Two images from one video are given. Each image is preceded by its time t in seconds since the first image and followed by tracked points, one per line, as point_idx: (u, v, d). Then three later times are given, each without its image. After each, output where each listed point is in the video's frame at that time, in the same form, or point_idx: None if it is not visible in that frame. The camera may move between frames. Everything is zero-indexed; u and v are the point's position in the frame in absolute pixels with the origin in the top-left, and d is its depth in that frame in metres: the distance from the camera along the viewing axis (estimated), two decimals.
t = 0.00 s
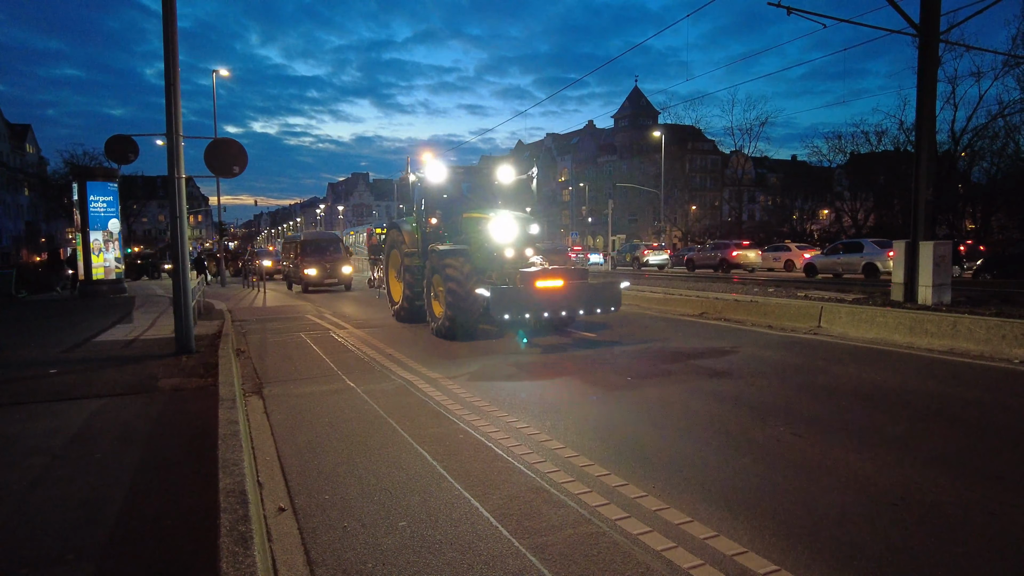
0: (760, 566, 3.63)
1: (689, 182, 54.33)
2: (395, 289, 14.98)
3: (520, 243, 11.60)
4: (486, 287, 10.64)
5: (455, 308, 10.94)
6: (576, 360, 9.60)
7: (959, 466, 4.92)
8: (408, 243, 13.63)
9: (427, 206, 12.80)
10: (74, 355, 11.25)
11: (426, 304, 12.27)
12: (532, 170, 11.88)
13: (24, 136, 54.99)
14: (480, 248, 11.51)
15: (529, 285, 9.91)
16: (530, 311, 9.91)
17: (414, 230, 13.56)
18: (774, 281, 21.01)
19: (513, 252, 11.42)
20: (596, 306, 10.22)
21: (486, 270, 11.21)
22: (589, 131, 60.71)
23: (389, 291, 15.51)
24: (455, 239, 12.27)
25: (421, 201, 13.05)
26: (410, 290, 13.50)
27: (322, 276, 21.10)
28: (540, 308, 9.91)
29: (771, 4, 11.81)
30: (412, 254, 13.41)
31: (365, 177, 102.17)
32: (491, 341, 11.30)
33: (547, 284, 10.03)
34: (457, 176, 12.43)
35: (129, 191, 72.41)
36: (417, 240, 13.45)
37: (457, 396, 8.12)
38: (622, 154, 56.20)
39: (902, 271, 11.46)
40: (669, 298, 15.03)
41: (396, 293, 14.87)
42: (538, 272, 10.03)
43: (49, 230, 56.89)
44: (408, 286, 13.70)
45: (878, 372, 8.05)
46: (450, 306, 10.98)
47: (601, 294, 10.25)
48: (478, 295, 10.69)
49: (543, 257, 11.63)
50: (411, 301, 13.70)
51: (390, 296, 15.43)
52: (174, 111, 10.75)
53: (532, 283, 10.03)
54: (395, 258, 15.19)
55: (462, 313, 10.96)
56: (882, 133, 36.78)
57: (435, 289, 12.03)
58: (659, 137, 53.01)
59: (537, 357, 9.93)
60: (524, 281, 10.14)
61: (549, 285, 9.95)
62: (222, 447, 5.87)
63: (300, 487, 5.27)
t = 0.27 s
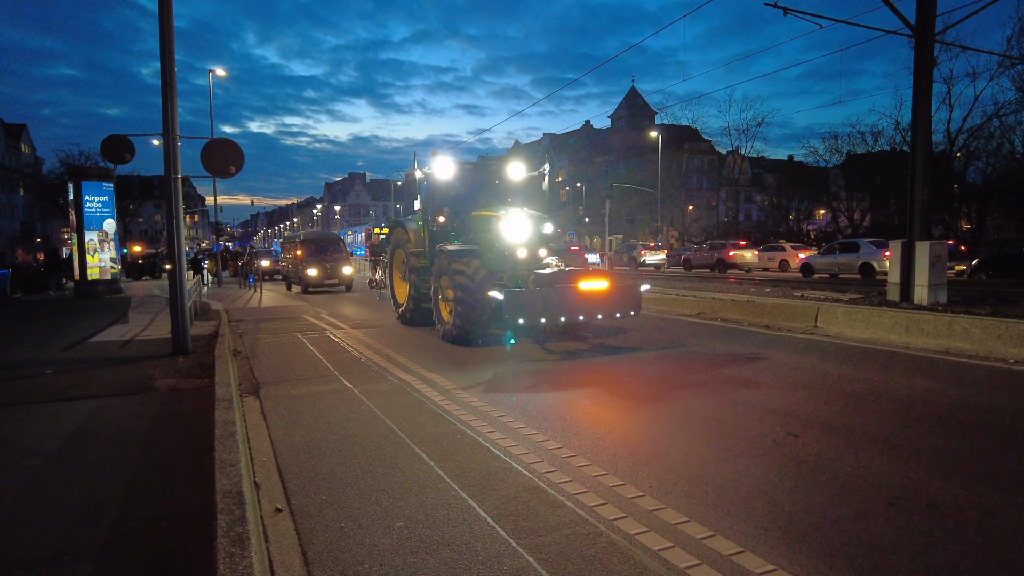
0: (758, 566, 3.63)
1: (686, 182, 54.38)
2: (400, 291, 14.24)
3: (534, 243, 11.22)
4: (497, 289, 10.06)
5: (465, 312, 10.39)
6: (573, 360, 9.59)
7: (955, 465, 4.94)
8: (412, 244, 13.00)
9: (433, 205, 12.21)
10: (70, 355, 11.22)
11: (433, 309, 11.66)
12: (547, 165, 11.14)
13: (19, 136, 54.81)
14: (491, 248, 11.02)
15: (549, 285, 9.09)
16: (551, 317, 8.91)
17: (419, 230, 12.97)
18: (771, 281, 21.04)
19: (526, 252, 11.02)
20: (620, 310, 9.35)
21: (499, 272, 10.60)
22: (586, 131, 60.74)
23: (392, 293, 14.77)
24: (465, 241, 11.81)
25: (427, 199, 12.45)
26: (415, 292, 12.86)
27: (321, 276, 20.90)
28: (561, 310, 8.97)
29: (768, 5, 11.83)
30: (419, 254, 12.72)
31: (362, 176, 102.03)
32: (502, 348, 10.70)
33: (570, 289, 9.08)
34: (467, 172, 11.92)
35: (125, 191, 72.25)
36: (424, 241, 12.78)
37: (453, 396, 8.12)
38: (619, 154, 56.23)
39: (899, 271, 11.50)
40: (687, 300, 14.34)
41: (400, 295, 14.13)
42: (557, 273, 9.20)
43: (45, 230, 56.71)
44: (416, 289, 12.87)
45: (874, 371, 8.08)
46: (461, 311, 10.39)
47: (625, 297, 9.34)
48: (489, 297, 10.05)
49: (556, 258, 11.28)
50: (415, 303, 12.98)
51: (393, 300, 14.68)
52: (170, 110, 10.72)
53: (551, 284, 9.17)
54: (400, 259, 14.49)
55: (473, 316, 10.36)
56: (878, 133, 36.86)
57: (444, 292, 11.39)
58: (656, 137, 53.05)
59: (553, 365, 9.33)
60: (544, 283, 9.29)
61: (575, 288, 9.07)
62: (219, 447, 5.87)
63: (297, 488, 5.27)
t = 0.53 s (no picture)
0: (754, 566, 3.63)
1: (682, 183, 54.44)
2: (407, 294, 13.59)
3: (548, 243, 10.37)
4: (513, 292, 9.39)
5: (477, 314, 9.64)
6: (570, 360, 9.58)
7: (952, 464, 4.96)
8: (417, 245, 12.31)
9: (440, 202, 11.33)
10: (65, 356, 11.17)
11: (442, 313, 10.89)
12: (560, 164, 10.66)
13: (14, 136, 54.60)
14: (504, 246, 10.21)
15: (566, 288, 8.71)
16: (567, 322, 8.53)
17: (425, 228, 12.21)
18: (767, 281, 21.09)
19: (539, 253, 10.12)
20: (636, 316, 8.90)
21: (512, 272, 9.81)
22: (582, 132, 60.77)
23: (398, 296, 14.15)
24: (475, 240, 10.95)
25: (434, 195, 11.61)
26: (418, 294, 12.30)
27: (321, 278, 20.65)
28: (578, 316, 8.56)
29: (763, 5, 11.85)
30: (425, 254, 11.99)
31: (358, 177, 101.88)
32: (517, 356, 9.99)
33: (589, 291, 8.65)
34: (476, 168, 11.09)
35: (120, 191, 72.04)
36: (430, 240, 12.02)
37: (450, 396, 8.11)
38: (615, 154, 56.26)
39: (894, 271, 11.55)
40: (708, 303, 13.63)
41: (406, 299, 13.50)
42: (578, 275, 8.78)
43: (40, 230, 56.47)
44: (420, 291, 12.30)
45: (870, 371, 8.09)
46: (473, 314, 9.67)
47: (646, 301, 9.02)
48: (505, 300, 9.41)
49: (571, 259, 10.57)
50: (419, 306, 12.39)
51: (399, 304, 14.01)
52: (165, 110, 10.69)
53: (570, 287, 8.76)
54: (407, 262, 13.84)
55: (486, 319, 9.65)
56: (873, 133, 36.96)
57: (453, 294, 10.71)
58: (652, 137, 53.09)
59: (572, 373, 8.82)
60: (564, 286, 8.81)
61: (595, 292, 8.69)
62: (215, 448, 5.85)
63: (293, 489, 5.25)
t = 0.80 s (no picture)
0: (749, 565, 3.64)
1: (679, 183, 54.50)
2: (413, 297, 13.14)
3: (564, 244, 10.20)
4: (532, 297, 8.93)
5: (490, 317, 9.24)
6: (567, 360, 9.58)
7: (948, 463, 4.98)
8: (424, 245, 11.91)
9: (450, 200, 11.04)
10: (60, 357, 11.14)
11: (453, 317, 10.53)
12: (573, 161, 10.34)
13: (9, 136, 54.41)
14: (519, 247, 9.92)
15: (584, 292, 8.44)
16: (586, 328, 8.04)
17: (431, 227, 11.78)
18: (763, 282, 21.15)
19: (555, 254, 9.91)
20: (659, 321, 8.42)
21: (527, 273, 9.45)
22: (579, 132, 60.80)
23: (402, 299, 13.72)
24: (487, 240, 10.63)
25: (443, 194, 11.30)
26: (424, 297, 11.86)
27: (322, 278, 20.42)
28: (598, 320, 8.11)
29: (759, 7, 11.88)
30: (433, 255, 11.58)
31: (354, 177, 101.76)
32: (533, 362, 9.53)
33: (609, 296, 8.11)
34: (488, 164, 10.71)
35: (115, 192, 71.81)
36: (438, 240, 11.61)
37: (447, 397, 8.10)
38: (612, 155, 56.30)
39: (890, 272, 11.58)
40: (726, 305, 13.17)
41: (412, 301, 13.05)
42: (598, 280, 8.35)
43: (35, 231, 56.29)
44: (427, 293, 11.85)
45: (867, 371, 8.10)
46: (488, 317, 9.28)
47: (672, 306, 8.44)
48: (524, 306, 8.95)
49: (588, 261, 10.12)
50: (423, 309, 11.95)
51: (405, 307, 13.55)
52: (162, 111, 10.67)
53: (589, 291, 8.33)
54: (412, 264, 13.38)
55: (502, 323, 9.20)
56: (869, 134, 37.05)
57: (466, 296, 10.32)
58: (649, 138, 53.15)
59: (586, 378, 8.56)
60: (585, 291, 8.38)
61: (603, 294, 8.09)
62: (212, 449, 5.84)
63: (290, 490, 5.25)
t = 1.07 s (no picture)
0: (748, 567, 3.58)
1: (674, 185, 54.58)
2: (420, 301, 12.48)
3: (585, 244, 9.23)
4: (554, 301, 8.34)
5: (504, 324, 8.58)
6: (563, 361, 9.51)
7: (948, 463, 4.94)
8: (431, 247, 11.23)
9: (459, 200, 10.44)
10: (52, 359, 11.04)
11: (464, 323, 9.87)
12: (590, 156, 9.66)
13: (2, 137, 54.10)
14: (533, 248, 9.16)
15: (607, 297, 7.77)
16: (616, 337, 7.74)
17: (440, 227, 11.14)
18: (759, 283, 21.15)
19: (575, 255, 9.03)
20: (689, 328, 7.96)
21: (543, 277, 8.76)
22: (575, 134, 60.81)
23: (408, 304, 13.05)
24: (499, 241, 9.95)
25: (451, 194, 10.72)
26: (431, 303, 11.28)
27: (320, 280, 20.10)
28: (626, 329, 7.74)
29: (755, 8, 11.88)
30: (441, 256, 10.90)
31: (350, 178, 101.54)
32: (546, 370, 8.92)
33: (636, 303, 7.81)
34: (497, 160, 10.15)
35: (109, 192, 71.43)
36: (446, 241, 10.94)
37: (444, 399, 8.03)
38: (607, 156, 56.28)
39: (885, 272, 11.56)
40: (750, 307, 12.42)
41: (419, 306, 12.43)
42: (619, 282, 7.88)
43: (29, 232, 56.01)
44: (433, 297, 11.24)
45: (866, 371, 8.05)
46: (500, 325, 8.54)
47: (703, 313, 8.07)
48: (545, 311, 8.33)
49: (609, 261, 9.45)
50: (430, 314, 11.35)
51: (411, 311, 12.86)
52: (155, 111, 10.59)
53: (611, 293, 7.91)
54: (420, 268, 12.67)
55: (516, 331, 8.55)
56: (864, 135, 37.12)
57: (478, 300, 9.63)
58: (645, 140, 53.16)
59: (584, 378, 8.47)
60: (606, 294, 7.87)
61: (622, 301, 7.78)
62: (204, 452, 5.77)
63: (284, 492, 5.18)
